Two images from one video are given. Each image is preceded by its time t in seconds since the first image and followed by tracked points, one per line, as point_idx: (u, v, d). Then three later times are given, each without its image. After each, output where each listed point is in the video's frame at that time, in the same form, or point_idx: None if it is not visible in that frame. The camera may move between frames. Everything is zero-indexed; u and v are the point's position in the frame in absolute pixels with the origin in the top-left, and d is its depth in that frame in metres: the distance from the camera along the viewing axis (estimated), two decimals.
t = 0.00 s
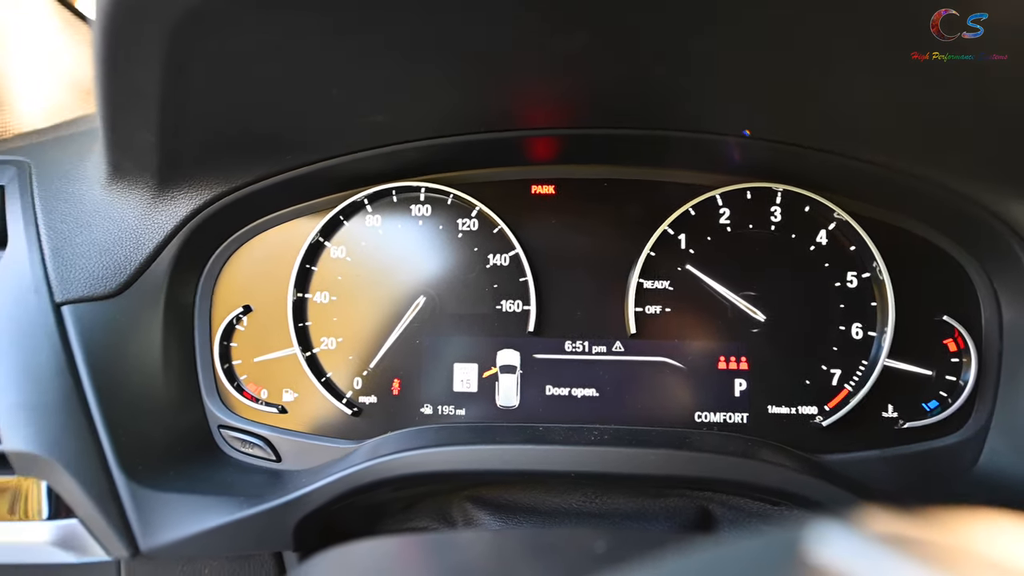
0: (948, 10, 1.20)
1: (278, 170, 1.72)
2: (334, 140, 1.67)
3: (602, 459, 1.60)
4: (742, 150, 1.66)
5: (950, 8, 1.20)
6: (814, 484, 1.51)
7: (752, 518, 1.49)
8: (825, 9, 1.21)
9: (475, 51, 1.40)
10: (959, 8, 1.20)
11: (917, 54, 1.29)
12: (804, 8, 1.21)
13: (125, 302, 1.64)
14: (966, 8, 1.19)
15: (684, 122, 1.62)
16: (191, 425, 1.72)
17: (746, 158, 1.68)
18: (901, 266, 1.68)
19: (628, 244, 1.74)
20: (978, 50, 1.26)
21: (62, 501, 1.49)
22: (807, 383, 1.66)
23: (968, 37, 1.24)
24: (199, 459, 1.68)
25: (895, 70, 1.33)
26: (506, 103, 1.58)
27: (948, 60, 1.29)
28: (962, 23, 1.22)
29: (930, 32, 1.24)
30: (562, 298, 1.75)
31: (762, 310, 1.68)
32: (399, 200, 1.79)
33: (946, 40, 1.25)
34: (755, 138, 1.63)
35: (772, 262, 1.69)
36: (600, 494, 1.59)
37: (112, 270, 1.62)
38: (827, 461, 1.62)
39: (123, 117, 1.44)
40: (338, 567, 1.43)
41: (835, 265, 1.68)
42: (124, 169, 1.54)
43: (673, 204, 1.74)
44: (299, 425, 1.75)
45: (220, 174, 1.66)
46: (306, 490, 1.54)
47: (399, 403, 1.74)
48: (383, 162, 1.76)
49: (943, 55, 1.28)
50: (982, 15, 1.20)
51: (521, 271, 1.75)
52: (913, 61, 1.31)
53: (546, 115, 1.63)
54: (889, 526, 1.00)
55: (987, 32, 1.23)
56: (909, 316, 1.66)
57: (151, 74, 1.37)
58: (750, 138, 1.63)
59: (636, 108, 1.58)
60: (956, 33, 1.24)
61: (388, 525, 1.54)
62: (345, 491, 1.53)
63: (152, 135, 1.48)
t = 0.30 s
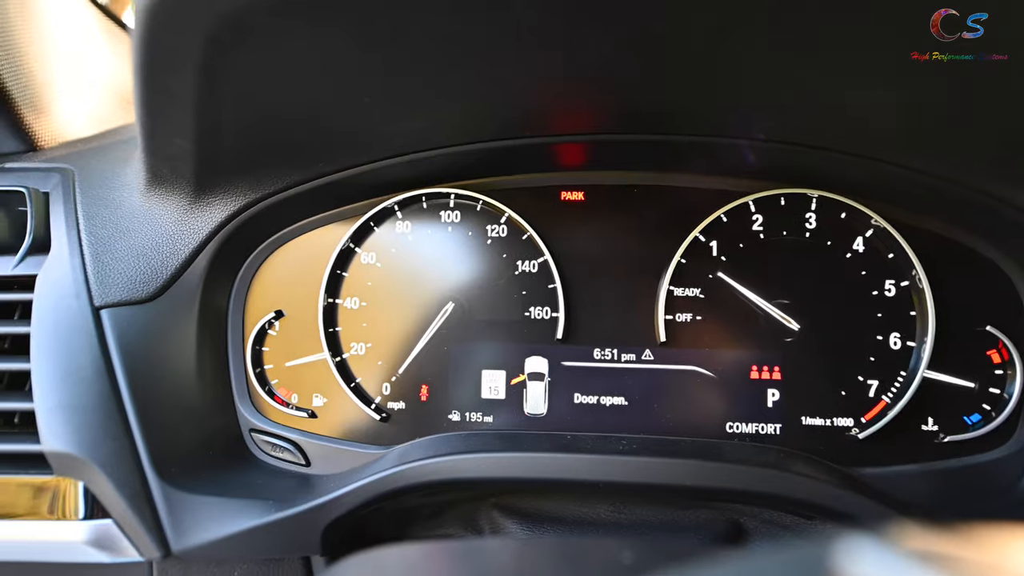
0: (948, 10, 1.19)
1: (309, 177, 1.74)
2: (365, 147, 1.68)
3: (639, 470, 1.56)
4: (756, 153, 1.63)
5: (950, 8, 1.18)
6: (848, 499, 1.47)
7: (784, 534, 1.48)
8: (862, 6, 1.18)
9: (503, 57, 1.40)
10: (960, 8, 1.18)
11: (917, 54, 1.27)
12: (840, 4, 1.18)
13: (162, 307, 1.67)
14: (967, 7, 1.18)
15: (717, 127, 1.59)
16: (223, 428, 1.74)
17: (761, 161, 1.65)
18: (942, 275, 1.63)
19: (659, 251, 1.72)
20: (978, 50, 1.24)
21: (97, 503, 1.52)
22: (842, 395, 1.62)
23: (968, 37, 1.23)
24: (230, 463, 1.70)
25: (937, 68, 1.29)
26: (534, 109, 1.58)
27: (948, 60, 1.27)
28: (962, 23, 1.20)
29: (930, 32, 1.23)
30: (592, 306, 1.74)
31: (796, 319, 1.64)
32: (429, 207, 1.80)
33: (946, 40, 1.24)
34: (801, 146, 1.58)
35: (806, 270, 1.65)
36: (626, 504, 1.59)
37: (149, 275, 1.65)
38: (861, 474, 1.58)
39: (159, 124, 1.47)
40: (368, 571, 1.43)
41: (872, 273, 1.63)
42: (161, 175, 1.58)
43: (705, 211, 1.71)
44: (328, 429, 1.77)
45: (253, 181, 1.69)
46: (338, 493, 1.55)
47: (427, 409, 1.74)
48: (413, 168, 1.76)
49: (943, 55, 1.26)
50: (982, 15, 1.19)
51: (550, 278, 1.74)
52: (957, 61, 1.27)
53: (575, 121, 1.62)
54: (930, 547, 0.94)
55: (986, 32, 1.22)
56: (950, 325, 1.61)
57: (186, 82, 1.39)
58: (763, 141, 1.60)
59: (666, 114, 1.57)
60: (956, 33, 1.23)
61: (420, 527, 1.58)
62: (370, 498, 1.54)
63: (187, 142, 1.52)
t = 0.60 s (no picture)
0: (948, 10, 1.20)
1: (310, 180, 1.74)
2: (366, 150, 1.68)
3: (637, 473, 1.57)
4: (759, 157, 1.63)
5: (950, 8, 1.19)
6: (847, 501, 1.48)
7: (781, 537, 1.48)
8: (866, 9, 1.19)
9: (506, 61, 1.41)
10: (959, 8, 1.19)
11: (917, 54, 1.27)
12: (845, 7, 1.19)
13: (160, 310, 1.66)
14: (967, 7, 1.19)
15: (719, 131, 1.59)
16: (221, 432, 1.73)
17: (764, 165, 1.66)
18: (940, 279, 1.64)
19: (659, 254, 1.73)
20: (978, 49, 1.26)
21: (95, 507, 1.51)
22: (841, 398, 1.62)
23: (968, 37, 1.24)
24: (228, 468, 1.69)
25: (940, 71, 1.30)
26: (536, 113, 1.58)
27: (948, 60, 1.28)
28: (962, 23, 1.22)
29: (931, 32, 1.23)
30: (592, 310, 1.74)
31: (795, 323, 1.65)
32: (429, 210, 1.80)
33: (946, 40, 1.24)
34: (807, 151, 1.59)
35: (806, 274, 1.66)
36: (626, 507, 1.59)
37: (147, 278, 1.64)
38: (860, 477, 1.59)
39: (160, 126, 1.47)
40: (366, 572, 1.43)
41: (871, 277, 1.64)
42: (160, 178, 1.57)
43: (705, 214, 1.72)
44: (327, 433, 1.76)
45: (254, 184, 1.68)
46: (337, 497, 1.54)
47: (427, 412, 1.74)
48: (413, 171, 1.76)
49: (943, 54, 1.27)
50: (982, 15, 1.20)
51: (550, 281, 1.75)
52: (959, 62, 1.28)
53: (577, 125, 1.62)
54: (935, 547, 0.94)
55: (987, 32, 1.23)
56: (948, 328, 1.62)
57: (187, 84, 1.39)
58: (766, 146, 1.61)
59: (667, 118, 1.57)
60: (956, 33, 1.24)
61: (420, 531, 1.58)
62: (370, 501, 1.54)
63: (187, 145, 1.51)
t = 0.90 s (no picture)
0: (948, 10, 1.19)
1: (309, 178, 1.73)
2: (365, 149, 1.68)
3: (633, 473, 1.57)
4: (759, 160, 1.64)
5: (950, 8, 1.19)
6: (844, 503, 1.48)
7: (779, 538, 1.50)
8: (868, 11, 1.19)
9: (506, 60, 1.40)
10: (959, 8, 1.19)
11: (917, 54, 1.27)
12: (848, 9, 1.19)
13: (158, 308, 1.66)
14: (966, 7, 1.19)
15: (719, 132, 1.59)
16: (219, 431, 1.72)
17: (764, 168, 1.66)
18: (938, 282, 1.64)
19: (658, 256, 1.73)
20: (978, 49, 1.25)
21: (91, 504, 1.51)
22: (839, 400, 1.62)
23: (968, 37, 1.23)
24: (225, 467, 1.69)
25: (943, 74, 1.30)
26: (536, 113, 1.58)
27: (948, 60, 1.27)
28: (962, 23, 1.21)
29: (930, 32, 1.23)
30: (590, 310, 1.74)
31: (794, 325, 1.65)
32: (428, 209, 1.80)
33: (946, 40, 1.24)
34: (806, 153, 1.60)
35: (804, 276, 1.66)
36: (623, 508, 1.59)
37: (145, 276, 1.64)
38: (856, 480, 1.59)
39: (159, 123, 1.46)
40: (363, 572, 1.43)
41: (870, 279, 1.65)
42: (159, 176, 1.56)
43: (704, 216, 1.72)
44: (325, 432, 1.76)
45: (253, 181, 1.68)
46: (333, 496, 1.54)
47: (425, 412, 1.74)
48: (413, 170, 1.76)
49: (943, 55, 1.26)
50: (982, 15, 1.20)
51: (549, 282, 1.75)
52: (962, 65, 1.28)
53: (577, 125, 1.62)
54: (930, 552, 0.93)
55: (986, 32, 1.22)
56: (945, 332, 1.62)
57: (186, 81, 1.39)
58: (767, 149, 1.61)
59: (667, 119, 1.57)
60: (956, 33, 1.23)
61: (415, 532, 1.59)
62: (367, 500, 1.54)
63: (186, 142, 1.51)
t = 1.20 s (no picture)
0: (948, 10, 1.19)
1: (308, 178, 1.73)
2: (364, 148, 1.68)
3: (632, 473, 1.58)
4: (758, 161, 1.64)
5: (950, 9, 1.19)
6: (843, 504, 1.49)
7: (779, 538, 1.49)
8: (869, 12, 1.19)
9: (505, 60, 1.40)
10: (959, 9, 1.19)
11: (917, 54, 1.27)
12: (849, 11, 1.19)
13: (157, 307, 1.66)
14: (966, 8, 1.19)
15: (718, 132, 1.59)
16: (218, 430, 1.72)
17: (764, 170, 1.67)
18: (936, 282, 1.64)
19: (657, 256, 1.73)
20: (978, 49, 1.25)
21: (90, 503, 1.51)
22: (838, 401, 1.63)
23: (968, 37, 1.23)
24: (224, 466, 1.68)
25: (942, 75, 1.30)
26: (535, 113, 1.58)
27: (948, 60, 1.27)
28: (962, 23, 1.21)
29: (930, 32, 1.22)
30: (589, 310, 1.75)
31: (793, 325, 1.65)
32: (427, 209, 1.79)
33: (946, 40, 1.24)
34: (807, 154, 1.60)
35: (803, 277, 1.66)
36: (622, 508, 1.60)
37: (144, 275, 1.64)
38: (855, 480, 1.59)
39: (158, 123, 1.46)
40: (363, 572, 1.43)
41: (869, 280, 1.65)
42: (159, 175, 1.56)
43: (703, 216, 1.72)
44: (324, 431, 1.76)
45: (253, 181, 1.68)
46: (331, 496, 1.54)
47: (423, 412, 1.74)
48: (412, 170, 1.76)
49: (943, 54, 1.26)
50: (982, 15, 1.20)
51: (548, 282, 1.75)
52: (963, 66, 1.28)
53: (575, 125, 1.62)
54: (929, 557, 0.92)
55: (986, 32, 1.22)
56: (944, 332, 1.63)
57: (186, 80, 1.39)
58: (767, 150, 1.61)
59: (666, 119, 1.57)
60: (956, 33, 1.23)
61: (416, 531, 1.58)
62: (366, 499, 1.54)
63: (185, 142, 1.51)
